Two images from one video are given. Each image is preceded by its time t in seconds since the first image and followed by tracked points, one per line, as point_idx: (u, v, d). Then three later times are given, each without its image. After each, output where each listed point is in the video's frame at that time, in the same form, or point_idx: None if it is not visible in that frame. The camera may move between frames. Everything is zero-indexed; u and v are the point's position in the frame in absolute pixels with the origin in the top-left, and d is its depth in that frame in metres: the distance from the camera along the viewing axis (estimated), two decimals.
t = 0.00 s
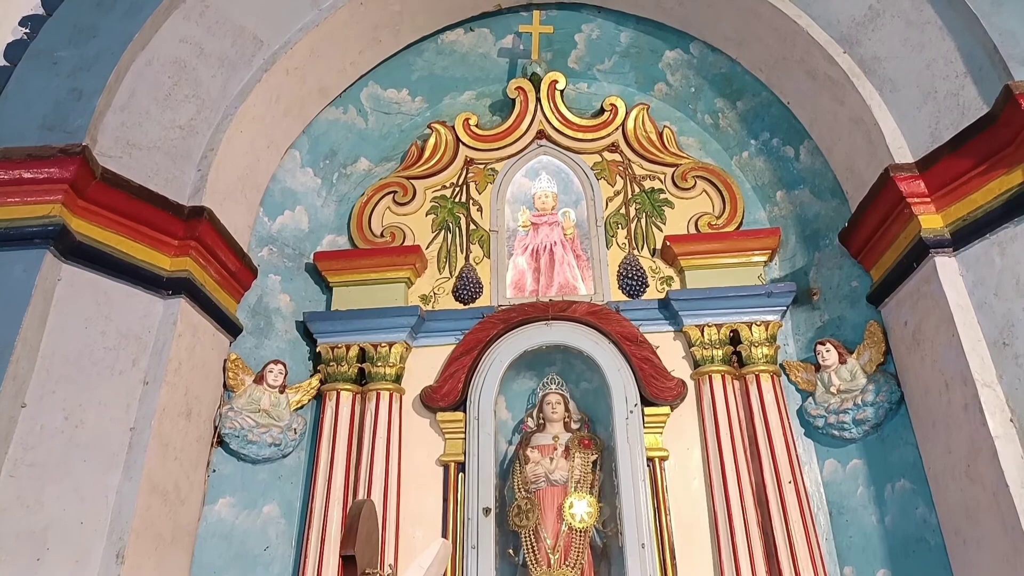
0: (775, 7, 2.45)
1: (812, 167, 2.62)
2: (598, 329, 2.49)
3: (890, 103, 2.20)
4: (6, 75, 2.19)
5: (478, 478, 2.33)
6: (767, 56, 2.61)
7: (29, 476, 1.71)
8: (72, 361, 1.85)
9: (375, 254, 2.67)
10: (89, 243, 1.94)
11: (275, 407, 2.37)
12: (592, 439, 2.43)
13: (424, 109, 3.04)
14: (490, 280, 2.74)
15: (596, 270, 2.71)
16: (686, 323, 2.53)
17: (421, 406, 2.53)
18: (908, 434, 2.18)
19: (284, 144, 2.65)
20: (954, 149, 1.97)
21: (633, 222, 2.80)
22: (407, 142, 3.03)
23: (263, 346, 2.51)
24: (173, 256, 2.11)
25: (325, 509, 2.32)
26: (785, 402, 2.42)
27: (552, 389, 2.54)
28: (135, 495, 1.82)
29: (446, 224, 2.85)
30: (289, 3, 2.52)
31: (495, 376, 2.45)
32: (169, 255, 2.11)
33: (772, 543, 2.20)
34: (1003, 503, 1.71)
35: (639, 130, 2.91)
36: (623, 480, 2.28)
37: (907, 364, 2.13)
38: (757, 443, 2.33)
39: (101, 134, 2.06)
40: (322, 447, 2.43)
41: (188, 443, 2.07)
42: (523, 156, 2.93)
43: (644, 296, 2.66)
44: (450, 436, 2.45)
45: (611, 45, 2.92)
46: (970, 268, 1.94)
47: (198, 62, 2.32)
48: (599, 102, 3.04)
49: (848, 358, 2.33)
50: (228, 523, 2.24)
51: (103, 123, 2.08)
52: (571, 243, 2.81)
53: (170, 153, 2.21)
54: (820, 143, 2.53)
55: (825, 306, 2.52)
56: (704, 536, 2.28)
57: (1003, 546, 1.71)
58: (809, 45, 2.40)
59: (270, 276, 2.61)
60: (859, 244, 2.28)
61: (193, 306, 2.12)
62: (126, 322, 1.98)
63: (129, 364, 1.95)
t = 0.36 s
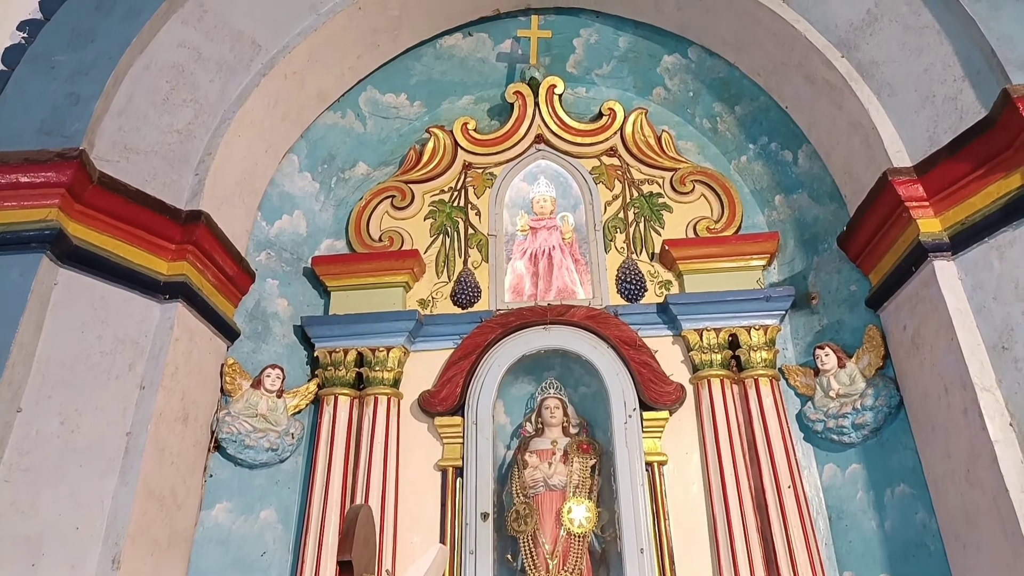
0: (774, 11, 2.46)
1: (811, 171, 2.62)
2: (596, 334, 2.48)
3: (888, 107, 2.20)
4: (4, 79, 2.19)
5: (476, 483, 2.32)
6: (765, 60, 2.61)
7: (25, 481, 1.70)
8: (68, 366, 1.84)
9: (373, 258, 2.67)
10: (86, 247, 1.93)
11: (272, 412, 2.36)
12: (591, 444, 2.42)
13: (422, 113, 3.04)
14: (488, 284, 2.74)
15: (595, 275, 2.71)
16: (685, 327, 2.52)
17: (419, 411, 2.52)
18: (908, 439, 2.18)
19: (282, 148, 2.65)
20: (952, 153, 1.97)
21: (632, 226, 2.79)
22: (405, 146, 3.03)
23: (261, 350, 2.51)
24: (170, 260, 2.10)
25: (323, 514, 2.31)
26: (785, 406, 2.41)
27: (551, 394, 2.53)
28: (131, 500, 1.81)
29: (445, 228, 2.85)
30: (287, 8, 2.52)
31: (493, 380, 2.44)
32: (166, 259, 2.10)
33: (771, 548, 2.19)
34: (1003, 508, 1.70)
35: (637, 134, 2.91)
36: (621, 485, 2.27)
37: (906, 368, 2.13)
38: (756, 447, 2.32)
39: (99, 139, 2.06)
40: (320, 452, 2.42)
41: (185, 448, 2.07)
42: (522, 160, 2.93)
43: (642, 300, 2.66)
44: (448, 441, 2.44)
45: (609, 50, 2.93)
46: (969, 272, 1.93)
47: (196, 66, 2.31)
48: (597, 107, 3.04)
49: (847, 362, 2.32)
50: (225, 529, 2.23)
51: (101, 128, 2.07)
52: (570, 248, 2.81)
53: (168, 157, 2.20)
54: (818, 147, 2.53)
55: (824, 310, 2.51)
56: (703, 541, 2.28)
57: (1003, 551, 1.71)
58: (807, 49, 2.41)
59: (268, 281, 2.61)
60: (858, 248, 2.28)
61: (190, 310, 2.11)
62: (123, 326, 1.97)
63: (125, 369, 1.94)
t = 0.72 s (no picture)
0: (771, 18, 2.46)
1: (809, 177, 2.62)
2: (595, 340, 2.48)
3: (887, 113, 2.20)
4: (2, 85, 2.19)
5: (475, 490, 2.31)
6: (763, 66, 2.61)
7: (20, 488, 1.69)
8: (64, 372, 1.84)
9: (372, 264, 2.67)
10: (83, 253, 1.93)
11: (270, 418, 2.35)
12: (589, 450, 2.41)
13: (421, 119, 3.04)
14: (487, 290, 2.73)
15: (593, 281, 2.71)
16: (684, 333, 2.52)
17: (418, 417, 2.52)
18: (907, 445, 2.17)
19: (280, 154, 2.65)
20: (950, 159, 1.97)
21: (630, 231, 2.79)
22: (404, 152, 3.03)
23: (259, 356, 2.50)
24: (167, 266, 2.10)
25: (320, 520, 2.30)
26: (784, 413, 2.40)
27: (550, 400, 2.53)
28: (127, 507, 1.80)
29: (443, 234, 2.85)
30: (286, 15, 2.52)
31: (491, 386, 2.44)
32: (164, 265, 2.10)
33: (771, 555, 2.19)
34: (1002, 515, 1.69)
35: (636, 140, 2.91)
36: (620, 491, 2.27)
37: (905, 374, 2.12)
38: (755, 454, 2.32)
39: (96, 145, 2.06)
40: (317, 458, 2.41)
41: (182, 454, 2.06)
42: (520, 166, 2.93)
43: (641, 306, 2.65)
44: (446, 447, 2.44)
45: (607, 56, 2.93)
46: (967, 278, 1.93)
47: (194, 72, 2.32)
48: (596, 112, 3.04)
49: (846, 368, 2.32)
50: (222, 535, 2.22)
51: (98, 133, 2.07)
52: (569, 253, 2.81)
53: (166, 163, 2.20)
54: (817, 153, 2.53)
55: (823, 316, 2.51)
56: (702, 547, 2.27)
57: (1003, 557, 1.70)
58: (805, 55, 2.41)
59: (266, 286, 2.61)
60: (857, 254, 2.28)
61: (187, 316, 2.11)
62: (120, 332, 1.97)
63: (122, 375, 1.93)
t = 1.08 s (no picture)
0: (770, 22, 2.46)
1: (808, 181, 2.62)
2: (594, 343, 2.48)
3: (885, 117, 2.20)
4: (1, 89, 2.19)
5: (473, 494, 2.31)
6: (762, 70, 2.61)
7: (17, 492, 1.69)
8: (62, 376, 1.84)
9: (371, 267, 2.67)
10: (81, 257, 1.93)
11: (268, 422, 2.35)
12: (588, 454, 2.40)
13: (420, 123, 3.04)
14: (486, 294, 2.73)
15: (592, 284, 2.71)
16: (683, 336, 2.51)
17: (416, 421, 2.51)
18: (907, 449, 2.17)
19: (280, 157, 2.65)
20: (949, 163, 1.97)
21: (629, 235, 2.79)
22: (403, 155, 3.03)
23: (258, 360, 2.50)
24: (166, 269, 2.10)
25: (318, 525, 2.30)
26: (783, 417, 2.40)
27: (548, 404, 2.52)
28: (125, 511, 1.80)
29: (442, 238, 2.85)
30: (286, 19, 2.52)
31: (490, 390, 2.43)
32: (162, 268, 2.09)
33: (770, 560, 2.18)
34: (1002, 519, 1.69)
35: (635, 144, 2.91)
36: (619, 496, 2.26)
37: (904, 378, 2.12)
38: (755, 458, 2.31)
39: (95, 148, 2.06)
40: (316, 462, 2.41)
41: (179, 458, 2.05)
42: (520, 170, 2.93)
43: (640, 309, 2.65)
44: (445, 451, 2.43)
45: (606, 60, 2.93)
46: (966, 282, 1.93)
47: (193, 76, 2.32)
48: (595, 116, 3.04)
49: (845, 372, 2.32)
50: (220, 540, 2.22)
51: (98, 137, 2.07)
52: (568, 257, 2.81)
53: (165, 166, 2.21)
54: (815, 156, 2.54)
55: (822, 320, 2.51)
56: (701, 552, 2.26)
57: (1003, 562, 1.70)
58: (804, 59, 2.41)
59: (265, 290, 2.60)
60: (856, 258, 2.27)
61: (186, 319, 2.10)
62: (118, 336, 1.96)
63: (120, 379, 1.93)
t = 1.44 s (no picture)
0: (768, 26, 2.46)
1: (806, 185, 2.62)
2: (591, 347, 2.47)
3: (883, 120, 2.20)
4: None
5: (471, 498, 2.30)
6: (759, 75, 2.62)
7: (11, 496, 1.68)
8: (57, 379, 1.83)
9: (368, 271, 2.66)
10: (77, 260, 1.92)
11: (265, 426, 2.35)
12: (586, 458, 2.40)
13: (418, 127, 3.04)
14: (484, 297, 2.73)
15: (590, 288, 2.70)
16: (680, 340, 2.51)
17: (413, 425, 2.51)
18: (905, 453, 2.16)
19: (277, 161, 2.65)
20: (947, 166, 1.97)
21: (627, 239, 2.79)
22: (401, 160, 3.02)
23: (254, 364, 2.49)
24: (162, 272, 2.09)
25: (314, 529, 2.29)
26: (781, 420, 2.39)
27: (546, 408, 2.51)
28: (119, 515, 1.79)
29: (440, 242, 2.84)
30: (283, 23, 2.52)
31: (488, 394, 2.43)
32: (158, 271, 2.09)
33: (768, 564, 2.17)
34: (1001, 524, 1.68)
35: (632, 148, 2.91)
36: (616, 500, 2.25)
37: (902, 382, 2.12)
38: (752, 461, 2.30)
39: (92, 151, 2.05)
40: (312, 466, 2.40)
41: (175, 462, 2.05)
42: (517, 174, 2.93)
43: (637, 313, 2.65)
44: (442, 455, 2.42)
45: (604, 64, 2.93)
46: (964, 285, 1.93)
47: (191, 80, 2.32)
48: (593, 120, 3.04)
49: (843, 376, 2.31)
50: (215, 544, 2.21)
51: (94, 140, 2.07)
52: (566, 261, 2.80)
53: (162, 170, 2.20)
54: (813, 161, 2.54)
55: (820, 324, 2.50)
56: (698, 556, 2.26)
57: (1002, 567, 1.69)
58: (801, 63, 2.41)
59: (262, 293, 2.60)
60: (854, 261, 2.27)
61: (182, 323, 2.10)
62: (113, 339, 1.96)
63: (116, 382, 1.92)
